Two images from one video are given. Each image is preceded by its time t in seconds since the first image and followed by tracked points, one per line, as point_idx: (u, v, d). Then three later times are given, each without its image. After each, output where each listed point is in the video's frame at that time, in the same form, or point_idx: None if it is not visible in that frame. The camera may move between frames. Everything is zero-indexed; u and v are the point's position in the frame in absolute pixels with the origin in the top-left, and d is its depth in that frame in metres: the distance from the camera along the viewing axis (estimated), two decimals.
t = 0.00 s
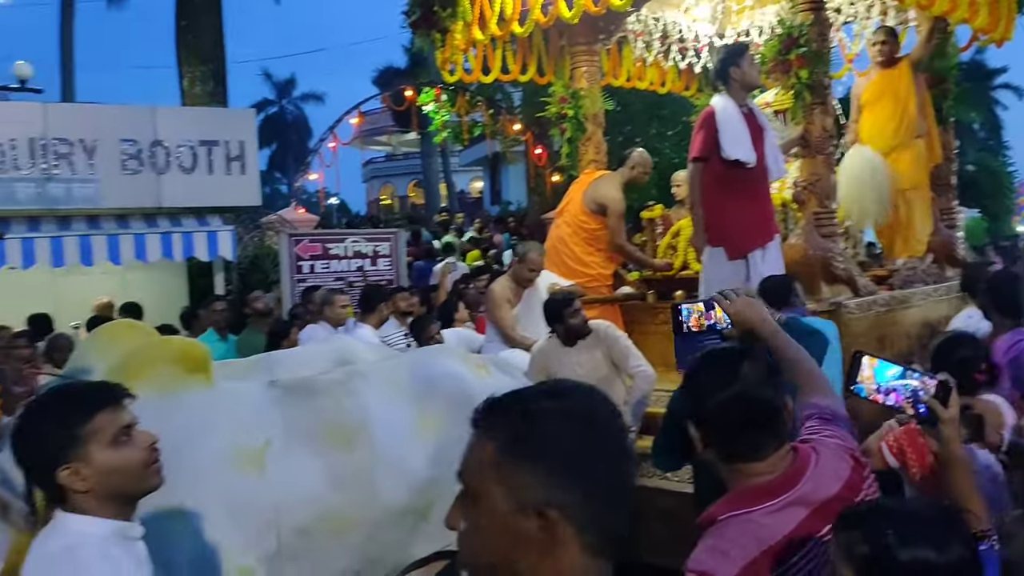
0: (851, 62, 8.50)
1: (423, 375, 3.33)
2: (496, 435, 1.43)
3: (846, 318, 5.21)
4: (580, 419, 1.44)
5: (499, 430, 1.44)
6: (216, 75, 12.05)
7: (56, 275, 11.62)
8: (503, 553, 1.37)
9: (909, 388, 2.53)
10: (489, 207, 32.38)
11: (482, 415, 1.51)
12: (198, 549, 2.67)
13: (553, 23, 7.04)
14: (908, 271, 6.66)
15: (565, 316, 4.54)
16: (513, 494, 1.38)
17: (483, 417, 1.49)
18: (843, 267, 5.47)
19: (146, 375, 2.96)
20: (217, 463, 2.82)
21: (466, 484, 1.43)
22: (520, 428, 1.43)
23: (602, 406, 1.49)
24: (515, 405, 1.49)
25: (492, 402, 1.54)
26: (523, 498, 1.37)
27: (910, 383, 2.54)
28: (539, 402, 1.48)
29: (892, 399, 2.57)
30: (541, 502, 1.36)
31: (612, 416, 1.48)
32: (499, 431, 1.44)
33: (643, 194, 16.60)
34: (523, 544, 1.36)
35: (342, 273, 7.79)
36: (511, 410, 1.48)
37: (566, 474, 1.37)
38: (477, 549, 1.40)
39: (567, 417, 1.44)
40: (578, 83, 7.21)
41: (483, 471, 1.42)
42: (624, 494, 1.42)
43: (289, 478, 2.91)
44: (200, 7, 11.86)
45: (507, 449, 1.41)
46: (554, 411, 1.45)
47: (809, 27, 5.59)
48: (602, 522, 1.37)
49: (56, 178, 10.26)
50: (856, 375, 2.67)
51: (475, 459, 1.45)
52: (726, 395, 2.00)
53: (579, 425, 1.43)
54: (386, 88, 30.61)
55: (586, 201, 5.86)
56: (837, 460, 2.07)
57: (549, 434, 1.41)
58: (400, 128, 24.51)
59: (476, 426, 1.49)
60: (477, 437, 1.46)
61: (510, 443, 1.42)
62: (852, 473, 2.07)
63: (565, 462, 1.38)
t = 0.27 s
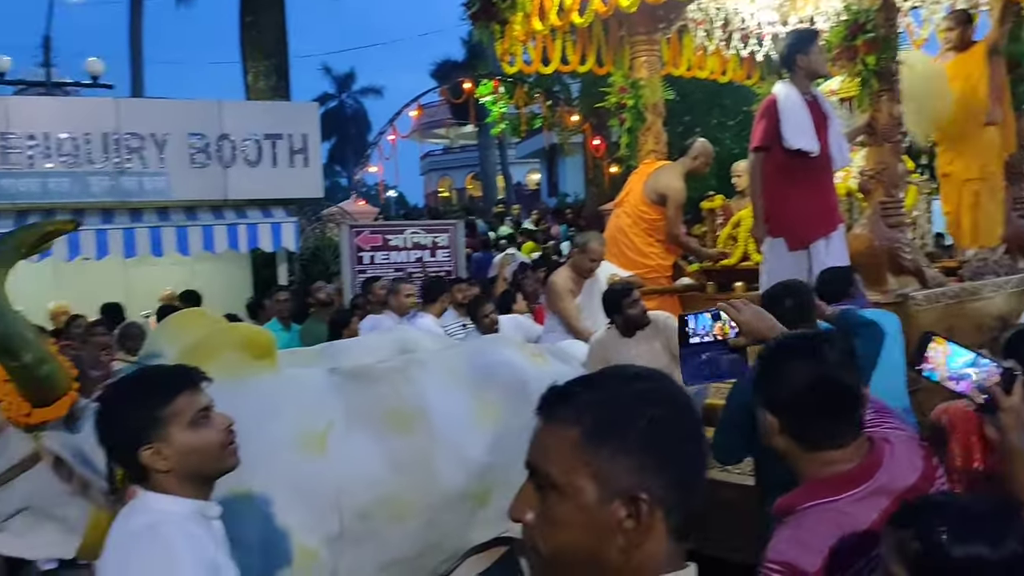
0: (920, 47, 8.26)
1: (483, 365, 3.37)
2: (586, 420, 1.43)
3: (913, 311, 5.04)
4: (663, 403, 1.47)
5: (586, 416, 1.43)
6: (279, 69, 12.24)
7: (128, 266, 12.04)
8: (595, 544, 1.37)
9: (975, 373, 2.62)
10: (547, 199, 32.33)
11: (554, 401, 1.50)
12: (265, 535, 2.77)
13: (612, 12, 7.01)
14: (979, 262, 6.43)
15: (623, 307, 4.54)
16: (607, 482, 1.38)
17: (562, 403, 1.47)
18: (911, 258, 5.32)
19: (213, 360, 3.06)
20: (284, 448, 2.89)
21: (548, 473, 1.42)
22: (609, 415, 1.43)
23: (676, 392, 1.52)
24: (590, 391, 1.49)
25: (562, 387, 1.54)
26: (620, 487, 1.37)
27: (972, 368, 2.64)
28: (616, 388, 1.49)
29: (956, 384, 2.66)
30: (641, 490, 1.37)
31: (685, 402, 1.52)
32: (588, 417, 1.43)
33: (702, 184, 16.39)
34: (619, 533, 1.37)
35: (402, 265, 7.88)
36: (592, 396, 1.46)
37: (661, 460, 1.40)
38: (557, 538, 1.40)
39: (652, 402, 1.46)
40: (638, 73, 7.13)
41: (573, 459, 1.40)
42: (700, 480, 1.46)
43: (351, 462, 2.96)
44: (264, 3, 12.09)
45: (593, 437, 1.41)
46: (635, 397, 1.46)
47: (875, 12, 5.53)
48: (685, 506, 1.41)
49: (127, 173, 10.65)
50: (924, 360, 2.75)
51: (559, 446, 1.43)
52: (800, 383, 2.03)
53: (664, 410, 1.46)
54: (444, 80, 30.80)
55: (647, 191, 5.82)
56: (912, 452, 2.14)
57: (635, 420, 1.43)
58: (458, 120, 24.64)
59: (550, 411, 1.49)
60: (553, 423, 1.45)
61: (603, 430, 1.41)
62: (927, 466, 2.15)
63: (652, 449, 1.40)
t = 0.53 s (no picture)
0: (996, 34, 7.97)
1: (545, 357, 3.38)
2: (638, 413, 1.30)
3: (988, 306, 4.86)
4: (722, 400, 1.34)
5: (638, 408, 1.30)
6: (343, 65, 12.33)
7: (198, 258, 12.41)
8: (642, 545, 1.26)
9: None
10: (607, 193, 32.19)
11: (603, 390, 1.38)
12: (329, 521, 2.79)
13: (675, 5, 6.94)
14: None
15: (685, 300, 4.49)
16: (655, 480, 1.25)
17: (613, 397, 1.34)
18: (985, 252, 5.14)
19: (283, 351, 3.13)
20: (350, 438, 2.94)
21: (597, 468, 1.30)
22: (665, 408, 1.30)
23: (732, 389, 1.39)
24: (643, 385, 1.36)
25: (611, 379, 1.41)
26: (670, 487, 1.25)
27: None
28: (671, 381, 1.36)
29: None
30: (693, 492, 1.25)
31: (745, 399, 1.39)
32: (639, 410, 1.31)
33: (765, 178, 16.11)
34: (668, 533, 1.25)
35: (463, 258, 7.97)
36: (645, 390, 1.33)
37: (716, 459, 1.27)
38: (603, 535, 1.28)
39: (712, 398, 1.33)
40: (702, 65, 7.03)
41: (622, 454, 1.28)
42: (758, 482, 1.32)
43: (414, 450, 3.01)
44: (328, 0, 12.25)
45: (644, 432, 1.28)
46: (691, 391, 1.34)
47: None
48: (741, 507, 1.27)
49: (199, 166, 11.17)
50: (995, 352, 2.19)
51: (609, 439, 1.30)
52: (892, 374, 1.98)
53: (721, 408, 1.33)
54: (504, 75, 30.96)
55: (710, 184, 5.76)
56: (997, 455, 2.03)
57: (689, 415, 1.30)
58: (518, 115, 24.73)
59: (599, 403, 1.36)
60: (603, 415, 1.33)
61: (656, 424, 1.28)
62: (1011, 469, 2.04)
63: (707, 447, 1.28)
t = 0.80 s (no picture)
0: None
1: (598, 351, 3.38)
2: (689, 414, 1.29)
3: None
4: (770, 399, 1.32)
5: (690, 409, 1.29)
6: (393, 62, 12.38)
7: (253, 254, 12.64)
8: (695, 544, 1.25)
9: None
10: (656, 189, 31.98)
11: (651, 386, 1.37)
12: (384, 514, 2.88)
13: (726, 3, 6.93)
14: None
15: (738, 298, 4.44)
16: (707, 480, 1.25)
17: (662, 394, 1.33)
18: None
19: (342, 346, 3.20)
20: (405, 430, 2.99)
21: (648, 467, 1.29)
22: (716, 407, 1.29)
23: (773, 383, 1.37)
24: (692, 383, 1.34)
25: (660, 375, 1.39)
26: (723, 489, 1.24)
27: None
28: (719, 380, 1.34)
29: None
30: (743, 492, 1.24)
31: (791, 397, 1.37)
32: (688, 410, 1.30)
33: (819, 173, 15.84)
34: (721, 532, 1.25)
35: (513, 254, 7.99)
36: (694, 389, 1.32)
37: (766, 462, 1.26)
38: (655, 533, 1.28)
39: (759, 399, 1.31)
40: (755, 60, 6.94)
41: (672, 453, 1.28)
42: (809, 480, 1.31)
43: (469, 445, 3.05)
44: None
45: (696, 432, 1.27)
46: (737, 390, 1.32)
47: None
48: (794, 507, 1.26)
49: (254, 164, 11.45)
50: None
51: (660, 438, 1.30)
52: (964, 370, 1.96)
53: (770, 406, 1.31)
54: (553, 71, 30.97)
55: (762, 180, 5.70)
56: None
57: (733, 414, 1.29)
58: (567, 111, 24.71)
59: (647, 401, 1.35)
60: (653, 414, 1.32)
61: (706, 425, 1.27)
62: None
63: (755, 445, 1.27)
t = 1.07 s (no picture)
0: None
1: (645, 351, 3.38)
2: (768, 415, 1.28)
3: None
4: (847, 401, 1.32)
5: (768, 408, 1.29)
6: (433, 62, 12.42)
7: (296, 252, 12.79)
8: (773, 544, 1.25)
9: None
10: (694, 188, 31.79)
11: (719, 383, 1.37)
12: (429, 506, 2.92)
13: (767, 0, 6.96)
14: None
15: (783, 297, 4.40)
16: (786, 482, 1.24)
17: (734, 392, 1.32)
18: None
19: (387, 342, 3.27)
20: (451, 427, 3.04)
21: (722, 466, 1.28)
22: (796, 408, 1.29)
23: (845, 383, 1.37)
24: (764, 381, 1.33)
25: (729, 372, 1.39)
26: (804, 490, 1.24)
27: None
28: (797, 380, 1.33)
29: None
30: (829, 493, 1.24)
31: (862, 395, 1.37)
32: (769, 411, 1.28)
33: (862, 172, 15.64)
34: (798, 532, 1.24)
35: (552, 253, 8.00)
36: (771, 390, 1.31)
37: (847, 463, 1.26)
38: (732, 535, 1.26)
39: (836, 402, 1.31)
40: (799, 57, 6.88)
41: (750, 453, 1.26)
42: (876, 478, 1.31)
43: (514, 442, 3.09)
44: None
45: (775, 433, 1.27)
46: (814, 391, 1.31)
47: None
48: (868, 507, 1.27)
49: (298, 163, 11.60)
50: None
51: (736, 437, 1.28)
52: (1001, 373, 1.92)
53: (846, 406, 1.31)
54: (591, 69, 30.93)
55: (806, 178, 5.66)
56: None
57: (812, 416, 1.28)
58: (605, 109, 24.65)
59: (715, 399, 1.35)
60: (722, 411, 1.32)
61: (787, 426, 1.27)
62: None
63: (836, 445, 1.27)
